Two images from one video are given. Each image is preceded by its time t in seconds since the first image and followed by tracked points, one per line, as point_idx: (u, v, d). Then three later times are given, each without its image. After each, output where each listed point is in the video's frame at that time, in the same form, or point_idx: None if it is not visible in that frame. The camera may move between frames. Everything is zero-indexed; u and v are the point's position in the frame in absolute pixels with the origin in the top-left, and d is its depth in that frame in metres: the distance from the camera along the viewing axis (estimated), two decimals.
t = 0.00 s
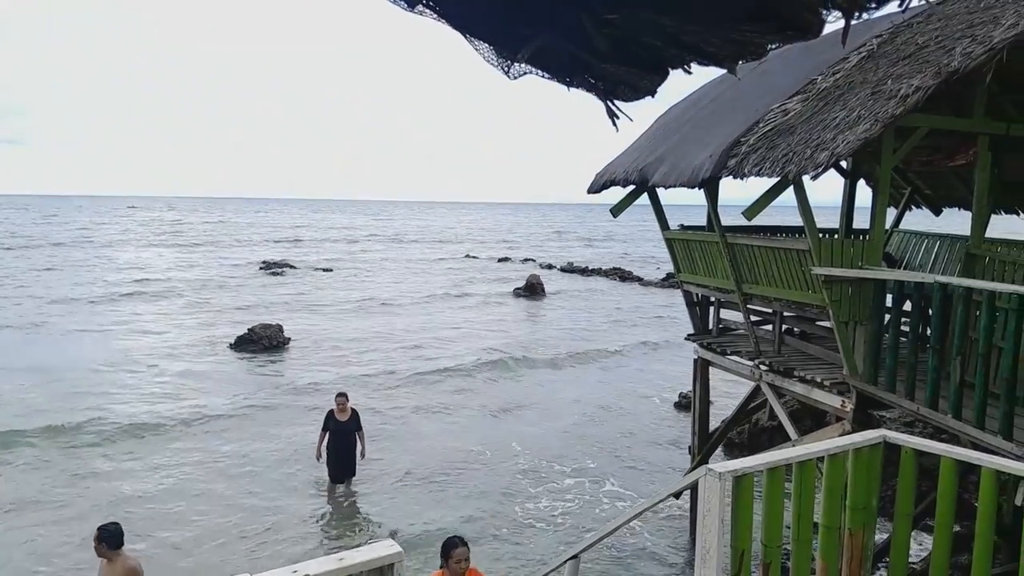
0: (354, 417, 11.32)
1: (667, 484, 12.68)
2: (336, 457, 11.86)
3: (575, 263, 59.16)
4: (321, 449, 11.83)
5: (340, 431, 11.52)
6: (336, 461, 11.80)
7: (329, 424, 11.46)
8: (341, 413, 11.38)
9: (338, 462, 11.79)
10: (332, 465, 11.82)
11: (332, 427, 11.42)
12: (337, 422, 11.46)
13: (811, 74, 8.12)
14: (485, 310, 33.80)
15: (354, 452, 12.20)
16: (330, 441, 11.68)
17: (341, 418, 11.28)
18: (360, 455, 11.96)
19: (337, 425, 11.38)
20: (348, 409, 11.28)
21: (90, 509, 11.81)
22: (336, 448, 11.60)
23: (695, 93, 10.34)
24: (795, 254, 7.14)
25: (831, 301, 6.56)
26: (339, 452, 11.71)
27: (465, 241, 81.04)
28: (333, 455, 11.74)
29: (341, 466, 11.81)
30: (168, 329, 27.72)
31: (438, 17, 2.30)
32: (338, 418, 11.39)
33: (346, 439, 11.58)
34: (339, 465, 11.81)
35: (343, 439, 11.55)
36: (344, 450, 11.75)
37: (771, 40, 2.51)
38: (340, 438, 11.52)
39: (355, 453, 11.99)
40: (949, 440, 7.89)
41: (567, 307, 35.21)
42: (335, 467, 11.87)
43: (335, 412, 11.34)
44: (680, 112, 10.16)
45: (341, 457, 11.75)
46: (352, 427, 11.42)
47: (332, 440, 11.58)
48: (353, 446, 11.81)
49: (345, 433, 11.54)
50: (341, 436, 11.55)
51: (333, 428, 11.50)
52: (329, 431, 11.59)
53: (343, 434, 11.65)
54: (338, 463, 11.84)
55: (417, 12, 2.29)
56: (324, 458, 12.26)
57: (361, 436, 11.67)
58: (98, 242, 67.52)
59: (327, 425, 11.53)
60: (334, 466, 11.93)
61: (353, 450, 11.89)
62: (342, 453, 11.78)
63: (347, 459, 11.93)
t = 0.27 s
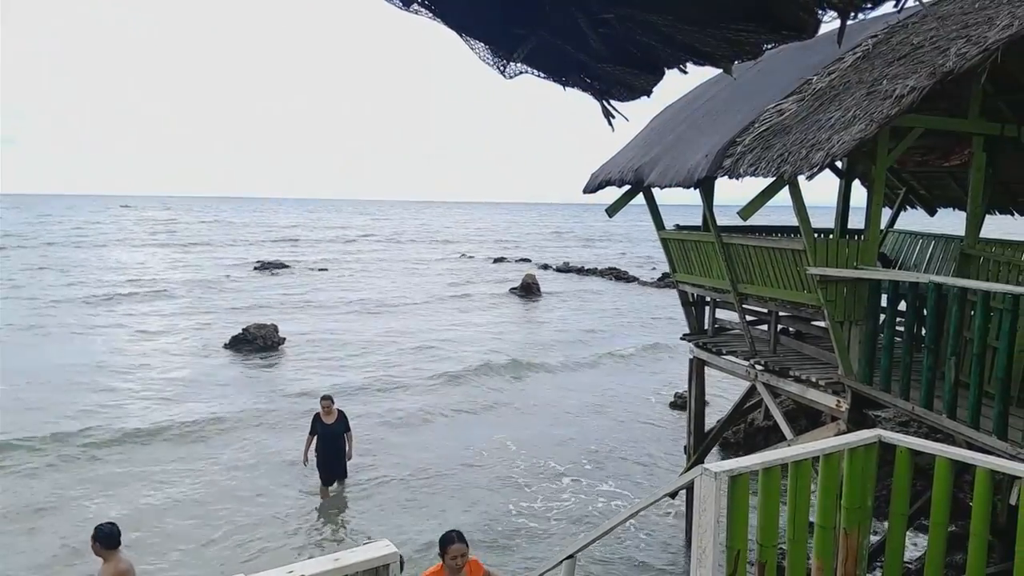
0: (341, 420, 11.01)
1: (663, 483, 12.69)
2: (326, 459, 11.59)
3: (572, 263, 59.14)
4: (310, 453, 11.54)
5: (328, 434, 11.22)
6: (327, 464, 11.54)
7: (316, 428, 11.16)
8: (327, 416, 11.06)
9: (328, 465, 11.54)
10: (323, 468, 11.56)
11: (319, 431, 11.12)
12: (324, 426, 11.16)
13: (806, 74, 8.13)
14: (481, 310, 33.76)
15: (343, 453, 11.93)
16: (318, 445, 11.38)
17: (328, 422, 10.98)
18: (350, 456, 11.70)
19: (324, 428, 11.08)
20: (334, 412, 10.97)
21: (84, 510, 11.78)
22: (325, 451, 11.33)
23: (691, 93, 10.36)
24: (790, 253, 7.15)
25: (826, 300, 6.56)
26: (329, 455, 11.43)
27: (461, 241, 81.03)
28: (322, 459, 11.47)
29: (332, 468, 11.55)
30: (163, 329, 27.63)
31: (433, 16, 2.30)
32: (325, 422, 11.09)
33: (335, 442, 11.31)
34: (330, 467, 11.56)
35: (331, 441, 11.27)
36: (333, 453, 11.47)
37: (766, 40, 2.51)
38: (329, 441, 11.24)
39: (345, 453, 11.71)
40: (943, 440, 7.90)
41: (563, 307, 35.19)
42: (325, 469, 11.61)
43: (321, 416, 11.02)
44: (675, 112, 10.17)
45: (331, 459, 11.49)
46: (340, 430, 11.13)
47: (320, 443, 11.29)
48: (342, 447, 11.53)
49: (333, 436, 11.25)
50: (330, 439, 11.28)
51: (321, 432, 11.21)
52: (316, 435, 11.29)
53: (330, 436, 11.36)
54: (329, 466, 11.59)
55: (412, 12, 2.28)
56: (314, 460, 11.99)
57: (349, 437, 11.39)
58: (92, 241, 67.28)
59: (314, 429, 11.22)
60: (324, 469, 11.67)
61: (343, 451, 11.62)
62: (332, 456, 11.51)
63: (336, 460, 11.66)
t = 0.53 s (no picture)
0: (337, 420, 10.94)
1: (663, 483, 12.68)
2: (323, 459, 11.51)
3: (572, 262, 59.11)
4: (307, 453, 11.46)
5: (325, 434, 11.15)
6: (324, 464, 11.47)
7: (311, 428, 11.08)
8: (323, 416, 10.99)
9: (326, 465, 11.47)
10: (320, 469, 11.49)
11: (315, 431, 11.05)
12: (320, 426, 11.08)
13: (807, 74, 8.13)
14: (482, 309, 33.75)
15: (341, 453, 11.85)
16: (315, 445, 11.31)
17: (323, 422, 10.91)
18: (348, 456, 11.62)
19: (321, 428, 11.01)
20: (330, 411, 10.90)
21: (85, 509, 11.78)
22: (322, 451, 11.26)
23: (692, 93, 10.35)
24: (790, 253, 7.15)
25: (826, 300, 6.56)
26: (326, 455, 11.36)
27: (462, 241, 80.91)
28: (319, 459, 11.41)
29: (329, 469, 11.48)
30: (164, 328, 27.62)
31: (434, 16, 2.30)
32: (321, 422, 11.02)
33: (332, 442, 11.24)
34: (327, 468, 11.49)
35: (327, 441, 11.19)
36: (330, 453, 11.40)
37: (766, 40, 2.51)
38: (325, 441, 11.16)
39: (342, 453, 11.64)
40: (943, 439, 7.90)
41: (564, 306, 35.16)
42: (323, 470, 11.54)
43: (317, 415, 10.94)
44: (676, 111, 10.17)
45: (328, 459, 11.42)
46: (336, 429, 11.06)
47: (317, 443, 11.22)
48: (339, 447, 11.46)
49: (329, 437, 11.18)
50: (325, 439, 11.20)
51: (317, 432, 11.13)
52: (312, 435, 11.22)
53: (327, 436, 11.28)
54: (326, 466, 11.52)
55: (414, 12, 2.29)
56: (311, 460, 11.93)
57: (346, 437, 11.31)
58: (93, 240, 67.26)
59: (310, 429, 11.14)
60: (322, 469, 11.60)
61: (340, 452, 11.55)
62: (329, 455, 11.44)
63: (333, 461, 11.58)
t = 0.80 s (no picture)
0: (338, 419, 10.95)
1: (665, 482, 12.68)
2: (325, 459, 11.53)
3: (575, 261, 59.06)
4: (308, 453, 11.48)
5: (326, 434, 11.17)
6: (326, 464, 11.48)
7: (313, 428, 11.10)
8: (324, 416, 11.01)
9: (327, 465, 11.48)
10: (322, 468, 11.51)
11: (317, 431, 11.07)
12: (321, 426, 11.10)
13: (810, 73, 8.11)
14: (484, 308, 33.73)
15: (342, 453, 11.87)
16: (316, 445, 11.33)
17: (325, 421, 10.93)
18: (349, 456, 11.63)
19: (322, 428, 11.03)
20: (331, 411, 10.92)
21: (88, 507, 11.79)
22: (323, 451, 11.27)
23: (695, 91, 10.34)
24: (793, 252, 7.14)
25: (829, 299, 6.55)
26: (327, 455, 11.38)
27: (464, 240, 80.79)
28: (321, 458, 11.42)
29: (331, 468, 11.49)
30: (167, 326, 27.63)
31: (437, 14, 2.30)
32: (322, 422, 11.04)
33: (333, 442, 11.25)
34: (328, 467, 11.50)
35: (329, 441, 11.21)
36: (331, 453, 11.41)
37: (770, 38, 2.51)
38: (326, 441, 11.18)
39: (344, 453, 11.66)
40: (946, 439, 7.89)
41: (566, 305, 35.12)
42: (324, 469, 11.56)
43: (318, 415, 10.96)
44: (679, 110, 10.16)
45: (329, 459, 11.44)
46: (338, 429, 11.08)
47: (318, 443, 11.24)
48: (340, 447, 11.47)
49: (331, 436, 11.19)
50: (327, 439, 11.21)
51: (319, 432, 11.15)
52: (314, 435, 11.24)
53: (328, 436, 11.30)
54: (328, 466, 11.53)
55: (417, 10, 2.28)
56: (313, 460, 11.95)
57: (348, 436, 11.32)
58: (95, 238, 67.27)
59: (311, 429, 11.16)
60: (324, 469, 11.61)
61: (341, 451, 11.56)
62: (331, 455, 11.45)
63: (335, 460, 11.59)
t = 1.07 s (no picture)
0: (342, 422, 10.95)
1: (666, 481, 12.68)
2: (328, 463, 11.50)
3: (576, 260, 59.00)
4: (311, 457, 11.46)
5: (330, 437, 11.16)
6: (329, 468, 11.45)
7: (317, 431, 11.09)
8: (328, 419, 11.01)
9: (330, 468, 11.45)
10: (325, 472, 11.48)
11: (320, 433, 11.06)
12: (325, 429, 11.10)
13: (811, 73, 8.11)
14: (485, 307, 33.72)
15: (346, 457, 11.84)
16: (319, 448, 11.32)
17: (328, 424, 10.92)
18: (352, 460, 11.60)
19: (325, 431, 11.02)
20: (334, 414, 10.92)
21: (90, 507, 11.81)
22: (326, 454, 11.25)
23: (696, 91, 10.34)
24: (794, 251, 7.15)
25: (830, 299, 6.55)
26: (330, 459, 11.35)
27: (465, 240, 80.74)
28: (324, 462, 11.40)
29: (333, 472, 11.46)
30: (168, 326, 27.64)
31: (439, 13, 2.30)
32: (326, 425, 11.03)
33: (336, 445, 11.23)
34: (331, 471, 11.47)
35: (332, 444, 11.20)
36: (334, 456, 11.39)
37: (771, 38, 2.51)
38: (330, 445, 11.17)
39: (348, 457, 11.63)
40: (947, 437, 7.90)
41: (567, 304, 35.09)
42: (327, 473, 11.53)
43: (322, 418, 10.96)
44: (680, 109, 10.16)
45: (332, 462, 11.41)
46: (341, 432, 11.07)
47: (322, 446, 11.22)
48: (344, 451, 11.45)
49: (334, 439, 11.18)
50: (331, 443, 11.19)
51: (322, 435, 11.14)
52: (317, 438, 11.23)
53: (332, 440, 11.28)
54: (331, 470, 11.50)
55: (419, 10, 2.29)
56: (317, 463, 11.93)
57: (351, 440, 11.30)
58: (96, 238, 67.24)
59: (315, 432, 11.16)
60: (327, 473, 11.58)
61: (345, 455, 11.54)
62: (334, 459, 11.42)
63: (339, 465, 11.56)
